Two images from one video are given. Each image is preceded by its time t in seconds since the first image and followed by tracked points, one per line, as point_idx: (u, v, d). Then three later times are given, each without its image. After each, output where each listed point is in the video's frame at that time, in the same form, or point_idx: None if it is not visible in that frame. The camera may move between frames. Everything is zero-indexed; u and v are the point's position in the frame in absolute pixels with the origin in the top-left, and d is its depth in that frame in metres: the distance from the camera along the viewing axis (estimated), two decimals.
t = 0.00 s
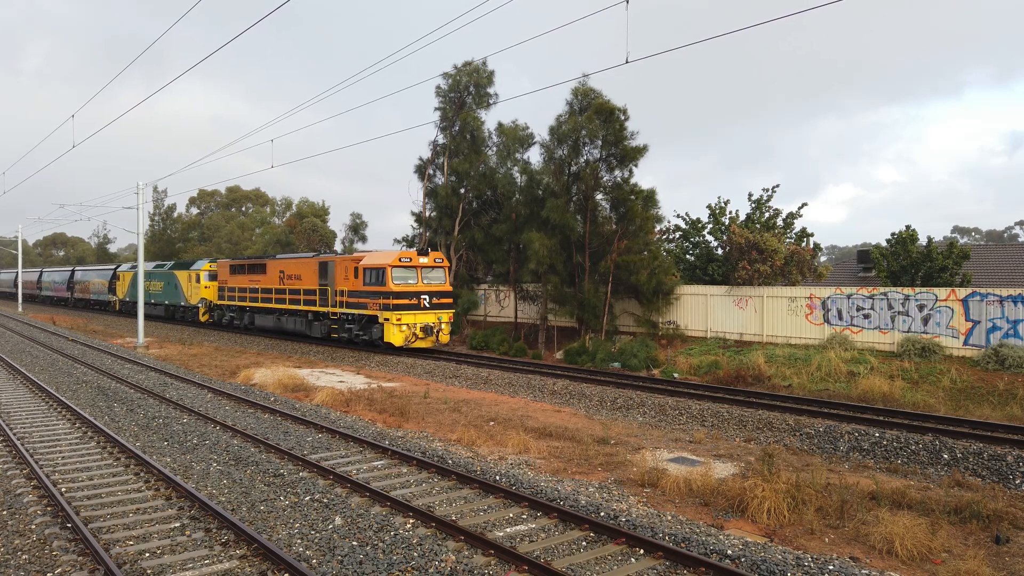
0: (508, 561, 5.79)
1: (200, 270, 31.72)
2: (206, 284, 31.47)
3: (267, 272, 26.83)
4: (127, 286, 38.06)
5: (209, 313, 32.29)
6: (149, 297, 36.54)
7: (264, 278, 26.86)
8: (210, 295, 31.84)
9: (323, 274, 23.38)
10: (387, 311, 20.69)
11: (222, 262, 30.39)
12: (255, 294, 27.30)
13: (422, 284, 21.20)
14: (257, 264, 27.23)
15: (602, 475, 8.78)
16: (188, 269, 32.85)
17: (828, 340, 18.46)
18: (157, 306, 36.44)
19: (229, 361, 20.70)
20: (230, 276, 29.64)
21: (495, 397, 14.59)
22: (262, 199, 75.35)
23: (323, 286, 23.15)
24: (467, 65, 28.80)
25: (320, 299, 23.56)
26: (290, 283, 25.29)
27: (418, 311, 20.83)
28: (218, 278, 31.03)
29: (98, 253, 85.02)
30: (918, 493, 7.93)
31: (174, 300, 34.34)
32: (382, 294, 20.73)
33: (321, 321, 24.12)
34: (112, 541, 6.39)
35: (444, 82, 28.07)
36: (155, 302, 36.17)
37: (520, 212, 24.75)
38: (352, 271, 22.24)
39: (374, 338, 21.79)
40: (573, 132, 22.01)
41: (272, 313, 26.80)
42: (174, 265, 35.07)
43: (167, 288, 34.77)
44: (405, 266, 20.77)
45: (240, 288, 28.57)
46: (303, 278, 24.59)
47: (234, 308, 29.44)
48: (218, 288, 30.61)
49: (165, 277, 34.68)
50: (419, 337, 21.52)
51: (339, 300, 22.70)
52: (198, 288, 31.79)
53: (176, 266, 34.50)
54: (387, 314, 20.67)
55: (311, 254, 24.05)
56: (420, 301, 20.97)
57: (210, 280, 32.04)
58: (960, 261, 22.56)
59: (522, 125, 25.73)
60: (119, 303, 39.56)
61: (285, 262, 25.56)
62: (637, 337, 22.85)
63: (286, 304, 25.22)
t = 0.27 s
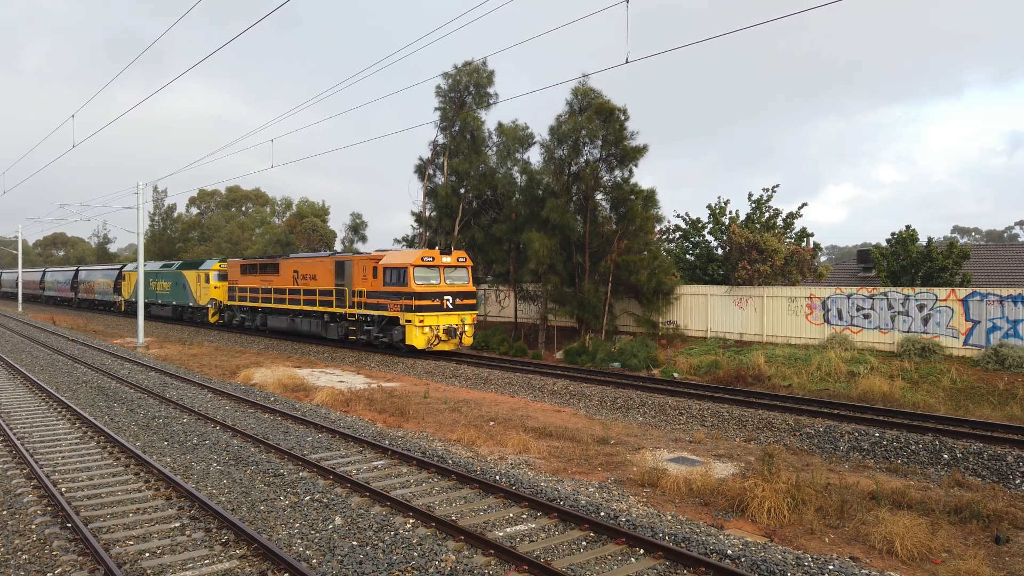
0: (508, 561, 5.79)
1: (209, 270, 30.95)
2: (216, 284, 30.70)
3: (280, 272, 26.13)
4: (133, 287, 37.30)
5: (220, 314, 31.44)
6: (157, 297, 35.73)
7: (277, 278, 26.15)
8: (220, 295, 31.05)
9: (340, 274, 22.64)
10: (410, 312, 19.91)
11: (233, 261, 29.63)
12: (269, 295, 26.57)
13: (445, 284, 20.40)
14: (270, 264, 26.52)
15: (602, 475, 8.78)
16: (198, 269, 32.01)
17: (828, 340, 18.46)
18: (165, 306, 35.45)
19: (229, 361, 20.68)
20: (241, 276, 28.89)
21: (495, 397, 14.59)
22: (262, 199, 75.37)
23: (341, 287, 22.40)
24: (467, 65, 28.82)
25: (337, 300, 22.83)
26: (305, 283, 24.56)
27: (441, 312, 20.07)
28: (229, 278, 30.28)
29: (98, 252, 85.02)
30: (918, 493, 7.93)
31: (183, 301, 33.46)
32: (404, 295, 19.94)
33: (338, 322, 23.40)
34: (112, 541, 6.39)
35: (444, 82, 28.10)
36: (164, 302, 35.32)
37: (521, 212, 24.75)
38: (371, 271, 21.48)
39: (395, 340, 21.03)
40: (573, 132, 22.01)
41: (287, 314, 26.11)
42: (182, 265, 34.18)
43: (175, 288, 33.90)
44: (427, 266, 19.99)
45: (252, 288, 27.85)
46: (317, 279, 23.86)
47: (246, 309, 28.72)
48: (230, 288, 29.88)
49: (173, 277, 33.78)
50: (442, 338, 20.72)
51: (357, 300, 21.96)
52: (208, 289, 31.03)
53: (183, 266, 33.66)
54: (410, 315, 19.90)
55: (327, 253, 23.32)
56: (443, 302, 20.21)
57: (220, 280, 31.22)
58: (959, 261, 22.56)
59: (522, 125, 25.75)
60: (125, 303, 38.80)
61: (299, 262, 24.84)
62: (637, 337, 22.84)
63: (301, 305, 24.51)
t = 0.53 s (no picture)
0: (508, 561, 5.79)
1: (218, 270, 30.24)
2: (225, 284, 29.95)
3: (294, 271, 25.31)
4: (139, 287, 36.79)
5: (229, 315, 30.68)
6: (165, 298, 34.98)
7: (291, 278, 25.34)
8: (230, 295, 30.31)
9: (357, 274, 21.77)
10: (433, 313, 19.05)
11: (243, 260, 28.86)
12: (282, 296, 25.78)
13: (469, 284, 19.52)
14: (283, 263, 25.71)
15: (602, 475, 8.78)
16: (206, 268, 31.25)
17: (828, 340, 18.45)
18: (174, 308, 34.50)
19: (229, 361, 20.68)
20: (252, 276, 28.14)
21: (495, 397, 14.59)
22: (263, 199, 75.38)
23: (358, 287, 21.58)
24: (467, 65, 28.87)
25: (353, 301, 21.98)
26: (320, 283, 23.72)
27: (465, 314, 19.16)
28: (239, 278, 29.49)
29: (98, 252, 85.02)
30: (918, 493, 7.93)
31: (191, 301, 32.69)
32: (427, 295, 19.06)
33: (356, 324, 22.55)
34: (112, 541, 6.39)
35: (444, 82, 28.16)
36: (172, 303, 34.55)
37: (521, 212, 24.77)
38: (392, 270, 20.63)
39: (417, 343, 20.12)
40: (573, 132, 22.02)
41: (301, 315, 25.31)
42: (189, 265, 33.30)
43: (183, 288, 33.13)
44: (451, 265, 19.13)
45: (264, 288, 27.07)
46: (333, 278, 23.01)
47: (257, 310, 27.96)
48: (240, 288, 29.12)
49: (181, 277, 33.01)
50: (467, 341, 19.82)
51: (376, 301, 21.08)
52: (217, 289, 30.31)
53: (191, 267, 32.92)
54: (433, 317, 19.01)
55: (343, 252, 22.45)
56: (468, 303, 19.29)
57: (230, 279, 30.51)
58: (960, 261, 22.55)
59: (522, 125, 25.77)
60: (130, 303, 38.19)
61: (314, 261, 24.00)
62: (637, 337, 22.84)
63: (316, 306, 23.67)
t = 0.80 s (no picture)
0: (507, 561, 5.79)
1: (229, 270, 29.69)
2: (236, 284, 29.42)
3: (308, 271, 24.57)
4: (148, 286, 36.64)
5: (240, 316, 30.14)
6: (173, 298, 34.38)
7: (305, 278, 24.61)
8: (240, 296, 29.77)
9: (375, 274, 21.00)
10: (457, 315, 18.17)
11: (255, 260, 28.21)
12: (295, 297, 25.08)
13: (495, 285, 18.63)
14: (297, 263, 24.99)
15: (602, 475, 8.78)
16: (216, 268, 30.70)
17: (828, 340, 18.45)
18: (182, 308, 33.77)
19: (229, 361, 20.67)
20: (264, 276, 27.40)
21: (495, 397, 14.58)
22: (263, 199, 75.36)
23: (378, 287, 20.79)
24: (467, 66, 29.03)
25: (371, 302, 21.22)
26: (336, 283, 22.98)
27: (491, 316, 18.25)
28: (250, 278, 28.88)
29: (98, 252, 85.02)
30: (918, 493, 7.92)
31: (200, 302, 32.13)
32: (451, 296, 18.20)
33: (374, 325, 21.79)
34: (112, 541, 6.39)
35: (445, 82, 28.32)
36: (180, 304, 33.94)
37: (521, 212, 24.80)
38: (413, 270, 19.81)
39: (440, 346, 19.31)
40: (573, 133, 22.03)
41: (316, 316, 24.57)
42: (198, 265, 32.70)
43: (191, 289, 32.57)
44: (476, 265, 18.26)
45: (276, 289, 26.37)
46: (349, 279, 22.24)
47: (269, 311, 27.31)
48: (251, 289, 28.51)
49: (189, 277, 32.46)
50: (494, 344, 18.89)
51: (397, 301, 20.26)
52: (227, 289, 29.77)
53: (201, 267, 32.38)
54: (457, 319, 18.13)
55: (360, 251, 21.69)
56: (493, 304, 18.41)
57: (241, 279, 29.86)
58: (960, 261, 22.55)
59: (522, 125, 25.80)
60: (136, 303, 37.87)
61: (329, 261, 23.26)
62: (637, 337, 22.83)
63: (332, 308, 22.92)
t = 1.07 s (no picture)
0: (508, 561, 5.79)
1: (239, 269, 28.90)
2: (246, 285, 28.61)
3: (322, 271, 23.75)
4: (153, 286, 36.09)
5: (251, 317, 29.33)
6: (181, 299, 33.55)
7: (319, 278, 23.78)
8: (251, 297, 28.98)
9: (395, 274, 20.19)
10: (485, 318, 17.29)
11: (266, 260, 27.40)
12: (309, 298, 24.25)
13: (524, 286, 17.74)
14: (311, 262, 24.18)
15: (602, 475, 8.78)
16: (226, 268, 29.87)
17: (828, 340, 18.45)
18: (188, 309, 32.90)
19: (229, 361, 20.65)
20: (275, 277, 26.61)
21: (494, 397, 14.58)
22: (262, 199, 75.36)
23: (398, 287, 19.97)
24: (467, 66, 29.13)
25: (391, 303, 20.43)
26: (353, 284, 22.19)
27: (521, 318, 17.43)
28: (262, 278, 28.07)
29: (98, 252, 84.98)
30: (918, 493, 7.92)
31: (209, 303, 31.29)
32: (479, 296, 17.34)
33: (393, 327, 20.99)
34: (112, 541, 6.39)
35: (445, 82, 28.45)
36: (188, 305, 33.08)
37: (521, 212, 24.82)
38: (436, 269, 18.95)
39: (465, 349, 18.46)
40: (573, 133, 22.04)
41: (332, 318, 23.73)
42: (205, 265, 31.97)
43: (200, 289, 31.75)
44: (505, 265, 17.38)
45: (289, 290, 25.54)
46: (367, 279, 21.44)
47: (281, 312, 26.44)
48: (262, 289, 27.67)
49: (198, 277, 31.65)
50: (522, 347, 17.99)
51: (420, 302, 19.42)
52: (237, 290, 28.98)
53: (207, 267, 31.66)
54: (486, 321, 17.26)
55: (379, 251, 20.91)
56: (523, 306, 17.55)
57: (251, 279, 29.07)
58: (960, 261, 22.55)
59: (522, 125, 25.80)
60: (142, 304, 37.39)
61: (345, 260, 22.47)
62: (637, 337, 22.80)
63: (349, 310, 22.10)
